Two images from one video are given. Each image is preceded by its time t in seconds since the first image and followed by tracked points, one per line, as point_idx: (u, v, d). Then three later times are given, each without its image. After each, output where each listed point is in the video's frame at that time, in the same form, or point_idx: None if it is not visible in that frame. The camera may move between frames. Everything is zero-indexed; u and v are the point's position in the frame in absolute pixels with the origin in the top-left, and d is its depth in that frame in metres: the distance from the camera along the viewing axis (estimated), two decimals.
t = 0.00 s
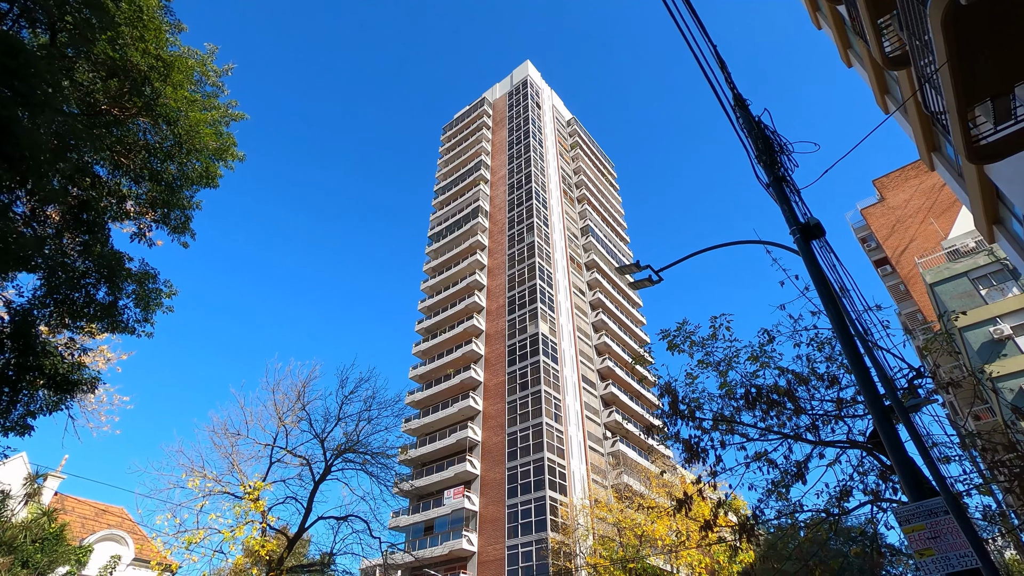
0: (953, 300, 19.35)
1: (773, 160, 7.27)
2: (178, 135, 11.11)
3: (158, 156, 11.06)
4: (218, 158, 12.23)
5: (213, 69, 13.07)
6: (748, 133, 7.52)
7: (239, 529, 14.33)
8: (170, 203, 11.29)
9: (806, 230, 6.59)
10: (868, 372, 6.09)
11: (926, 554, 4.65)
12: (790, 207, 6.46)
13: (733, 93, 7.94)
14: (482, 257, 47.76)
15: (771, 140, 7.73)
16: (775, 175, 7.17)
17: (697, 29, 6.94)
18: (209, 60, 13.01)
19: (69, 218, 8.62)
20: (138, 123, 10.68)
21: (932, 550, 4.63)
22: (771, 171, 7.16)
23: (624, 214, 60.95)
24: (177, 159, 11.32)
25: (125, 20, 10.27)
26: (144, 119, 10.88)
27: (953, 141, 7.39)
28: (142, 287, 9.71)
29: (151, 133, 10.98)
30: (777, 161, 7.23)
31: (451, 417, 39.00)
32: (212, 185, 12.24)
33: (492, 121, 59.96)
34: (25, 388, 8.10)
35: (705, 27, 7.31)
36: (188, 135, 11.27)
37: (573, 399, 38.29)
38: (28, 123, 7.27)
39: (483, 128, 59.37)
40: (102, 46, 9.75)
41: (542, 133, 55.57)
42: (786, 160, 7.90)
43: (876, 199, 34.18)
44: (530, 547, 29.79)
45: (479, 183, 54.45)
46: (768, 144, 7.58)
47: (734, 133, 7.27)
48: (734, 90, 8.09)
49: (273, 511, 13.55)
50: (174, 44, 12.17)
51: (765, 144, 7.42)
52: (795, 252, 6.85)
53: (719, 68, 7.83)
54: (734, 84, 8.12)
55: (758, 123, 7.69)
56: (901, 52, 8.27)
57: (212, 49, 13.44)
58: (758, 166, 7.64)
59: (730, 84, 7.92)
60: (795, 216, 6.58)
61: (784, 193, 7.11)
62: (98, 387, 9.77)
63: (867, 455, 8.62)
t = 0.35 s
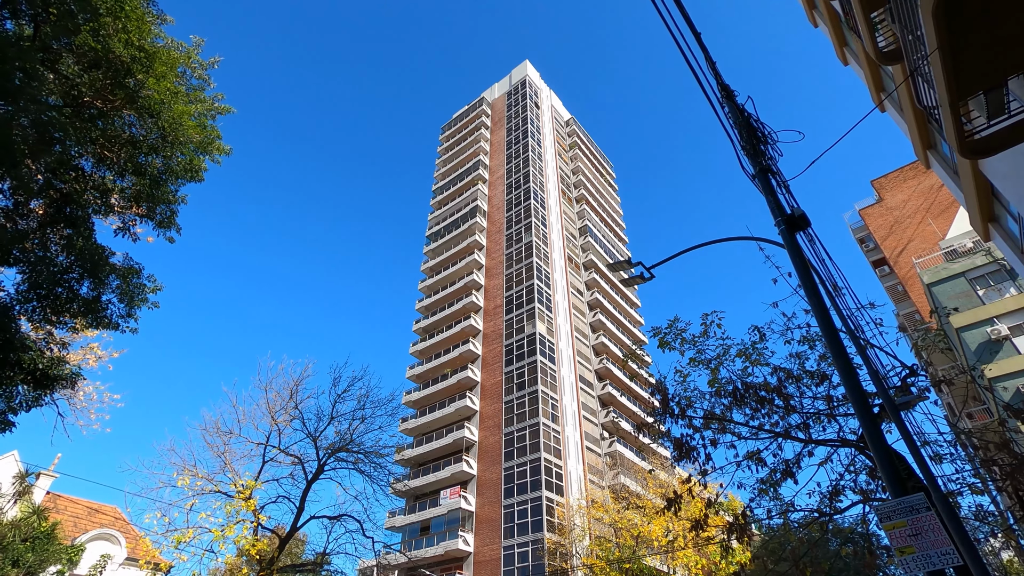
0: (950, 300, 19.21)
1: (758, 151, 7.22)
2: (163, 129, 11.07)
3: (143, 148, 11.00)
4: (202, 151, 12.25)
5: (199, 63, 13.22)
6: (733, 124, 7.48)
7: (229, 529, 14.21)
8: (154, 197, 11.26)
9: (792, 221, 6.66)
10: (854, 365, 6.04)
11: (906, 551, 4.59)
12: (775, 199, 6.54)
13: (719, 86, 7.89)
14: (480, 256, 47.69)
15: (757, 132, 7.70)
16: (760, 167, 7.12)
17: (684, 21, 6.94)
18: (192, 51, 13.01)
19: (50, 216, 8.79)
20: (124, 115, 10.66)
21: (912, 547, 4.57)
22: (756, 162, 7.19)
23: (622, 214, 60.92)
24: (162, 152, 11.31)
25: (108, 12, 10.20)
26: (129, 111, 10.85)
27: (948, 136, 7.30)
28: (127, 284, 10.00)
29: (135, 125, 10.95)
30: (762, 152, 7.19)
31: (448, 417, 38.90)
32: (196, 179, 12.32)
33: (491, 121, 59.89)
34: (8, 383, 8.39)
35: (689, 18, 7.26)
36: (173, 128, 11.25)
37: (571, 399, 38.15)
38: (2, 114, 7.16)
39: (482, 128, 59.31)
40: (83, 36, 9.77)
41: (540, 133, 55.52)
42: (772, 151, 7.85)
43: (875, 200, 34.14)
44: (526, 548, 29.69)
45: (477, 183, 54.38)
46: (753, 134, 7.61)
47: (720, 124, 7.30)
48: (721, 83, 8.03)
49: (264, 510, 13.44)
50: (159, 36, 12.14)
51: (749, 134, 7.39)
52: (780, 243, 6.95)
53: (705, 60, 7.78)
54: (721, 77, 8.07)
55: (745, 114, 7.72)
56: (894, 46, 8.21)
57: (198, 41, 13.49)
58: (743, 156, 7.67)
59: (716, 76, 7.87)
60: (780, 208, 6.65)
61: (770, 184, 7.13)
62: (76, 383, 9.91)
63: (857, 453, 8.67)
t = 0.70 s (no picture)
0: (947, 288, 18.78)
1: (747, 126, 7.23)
2: (145, 105, 10.97)
3: (126, 127, 10.90)
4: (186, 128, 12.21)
5: (184, 39, 13.03)
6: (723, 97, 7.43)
7: (223, 511, 14.23)
8: (139, 176, 11.17)
9: (782, 197, 6.70)
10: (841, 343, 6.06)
11: (886, 529, 4.63)
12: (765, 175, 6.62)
13: (712, 60, 7.81)
14: (477, 243, 47.48)
15: (748, 107, 7.71)
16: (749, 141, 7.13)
17: None
18: (179, 28, 12.77)
19: (34, 194, 8.73)
20: (108, 93, 10.52)
21: (893, 525, 4.61)
22: (747, 138, 7.19)
23: (620, 201, 60.72)
24: (146, 130, 11.24)
25: None
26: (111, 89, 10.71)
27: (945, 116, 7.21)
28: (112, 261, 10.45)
29: (119, 102, 10.82)
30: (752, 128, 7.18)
31: (445, 402, 39.03)
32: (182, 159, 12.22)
33: (488, 106, 59.36)
34: None
35: None
36: (156, 105, 11.15)
37: (567, 385, 38.26)
38: None
39: (479, 113, 58.79)
40: (62, 9, 9.52)
41: (538, 118, 55.07)
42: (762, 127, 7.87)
43: (873, 187, 34.00)
44: (521, 532, 29.95)
45: (474, 169, 54.06)
46: (745, 110, 7.62)
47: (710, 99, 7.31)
48: (714, 58, 7.95)
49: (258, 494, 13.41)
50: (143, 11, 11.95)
51: (740, 107, 7.38)
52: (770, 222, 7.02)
53: (698, 34, 7.67)
54: (714, 51, 7.99)
55: (736, 89, 7.73)
56: (893, 26, 8.09)
57: (183, 18, 13.17)
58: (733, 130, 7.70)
59: (709, 50, 7.77)
60: (770, 184, 6.72)
61: (761, 160, 7.13)
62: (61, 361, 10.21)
63: (844, 433, 8.83)
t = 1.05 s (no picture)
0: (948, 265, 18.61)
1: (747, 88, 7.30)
2: (130, 73, 10.83)
3: (113, 96, 10.81)
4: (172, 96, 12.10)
5: (170, 5, 12.75)
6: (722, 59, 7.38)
7: (224, 484, 14.38)
8: (126, 146, 11.13)
9: (780, 160, 6.80)
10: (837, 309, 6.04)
11: (878, 495, 4.62)
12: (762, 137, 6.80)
13: (713, 22, 7.63)
14: (477, 220, 47.16)
15: (748, 66, 7.76)
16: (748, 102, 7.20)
17: None
18: None
19: (21, 164, 8.80)
20: (93, 60, 10.37)
21: (885, 491, 4.60)
22: (745, 102, 7.29)
23: (621, 178, 60.19)
24: (133, 99, 11.14)
25: None
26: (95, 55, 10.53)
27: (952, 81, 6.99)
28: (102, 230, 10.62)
29: (104, 70, 10.67)
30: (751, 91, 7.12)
31: (445, 379, 39.28)
32: (169, 127, 12.13)
33: (488, 81, 58.42)
34: None
35: None
36: (142, 72, 11.00)
37: (566, 362, 38.42)
38: None
39: (479, 88, 57.88)
40: None
41: (539, 93, 54.23)
42: (762, 88, 7.90)
43: (877, 163, 33.59)
44: (520, 506, 30.38)
45: (474, 145, 53.46)
46: (743, 69, 7.63)
47: (710, 62, 7.27)
48: (714, 18, 7.74)
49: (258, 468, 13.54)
50: None
51: (738, 67, 7.47)
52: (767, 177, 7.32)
53: None
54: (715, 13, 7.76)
55: (735, 49, 7.66)
56: None
57: None
58: (733, 92, 7.69)
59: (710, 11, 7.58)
60: (768, 146, 6.83)
61: (760, 124, 7.25)
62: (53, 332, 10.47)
63: (839, 405, 8.89)
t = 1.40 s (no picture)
0: (946, 235, 18.61)
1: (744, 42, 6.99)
2: (105, 29, 10.52)
3: (89, 54, 10.55)
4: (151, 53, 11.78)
5: None
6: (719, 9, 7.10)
7: (219, 450, 14.47)
8: (105, 107, 10.94)
9: (776, 114, 6.68)
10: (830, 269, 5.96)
11: (866, 454, 4.62)
12: (758, 91, 6.68)
13: None
14: (473, 190, 46.66)
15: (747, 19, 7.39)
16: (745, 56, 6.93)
17: None
18: None
19: None
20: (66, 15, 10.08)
21: (872, 450, 4.59)
22: (742, 54, 7.09)
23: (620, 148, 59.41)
24: (110, 57, 10.88)
25: None
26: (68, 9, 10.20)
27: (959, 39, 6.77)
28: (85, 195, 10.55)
29: (78, 25, 10.37)
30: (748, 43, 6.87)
31: (441, 349, 39.48)
32: (149, 85, 11.86)
33: (485, 47, 57.04)
34: None
35: None
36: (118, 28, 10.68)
37: (563, 333, 38.58)
38: None
39: (476, 54, 56.54)
40: None
41: (537, 60, 53.02)
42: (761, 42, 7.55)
43: (878, 132, 33.12)
44: (516, 473, 30.88)
45: (471, 114, 52.51)
46: (741, 20, 7.31)
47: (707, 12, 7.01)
48: None
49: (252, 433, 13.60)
50: None
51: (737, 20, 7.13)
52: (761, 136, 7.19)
53: None
54: None
55: None
56: None
57: None
58: (730, 46, 7.44)
59: None
60: (764, 100, 6.61)
61: (756, 78, 7.03)
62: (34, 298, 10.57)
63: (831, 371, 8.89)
